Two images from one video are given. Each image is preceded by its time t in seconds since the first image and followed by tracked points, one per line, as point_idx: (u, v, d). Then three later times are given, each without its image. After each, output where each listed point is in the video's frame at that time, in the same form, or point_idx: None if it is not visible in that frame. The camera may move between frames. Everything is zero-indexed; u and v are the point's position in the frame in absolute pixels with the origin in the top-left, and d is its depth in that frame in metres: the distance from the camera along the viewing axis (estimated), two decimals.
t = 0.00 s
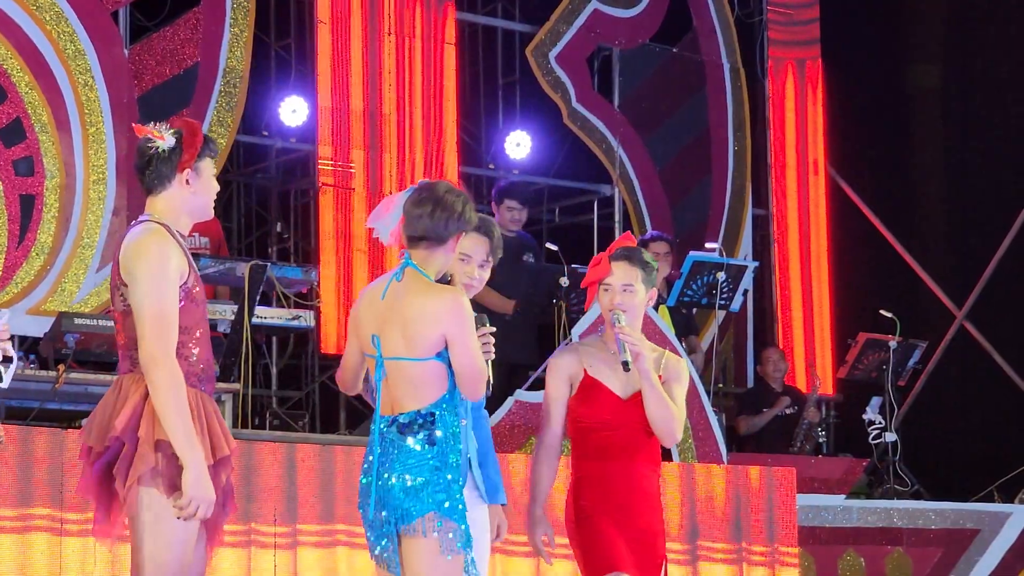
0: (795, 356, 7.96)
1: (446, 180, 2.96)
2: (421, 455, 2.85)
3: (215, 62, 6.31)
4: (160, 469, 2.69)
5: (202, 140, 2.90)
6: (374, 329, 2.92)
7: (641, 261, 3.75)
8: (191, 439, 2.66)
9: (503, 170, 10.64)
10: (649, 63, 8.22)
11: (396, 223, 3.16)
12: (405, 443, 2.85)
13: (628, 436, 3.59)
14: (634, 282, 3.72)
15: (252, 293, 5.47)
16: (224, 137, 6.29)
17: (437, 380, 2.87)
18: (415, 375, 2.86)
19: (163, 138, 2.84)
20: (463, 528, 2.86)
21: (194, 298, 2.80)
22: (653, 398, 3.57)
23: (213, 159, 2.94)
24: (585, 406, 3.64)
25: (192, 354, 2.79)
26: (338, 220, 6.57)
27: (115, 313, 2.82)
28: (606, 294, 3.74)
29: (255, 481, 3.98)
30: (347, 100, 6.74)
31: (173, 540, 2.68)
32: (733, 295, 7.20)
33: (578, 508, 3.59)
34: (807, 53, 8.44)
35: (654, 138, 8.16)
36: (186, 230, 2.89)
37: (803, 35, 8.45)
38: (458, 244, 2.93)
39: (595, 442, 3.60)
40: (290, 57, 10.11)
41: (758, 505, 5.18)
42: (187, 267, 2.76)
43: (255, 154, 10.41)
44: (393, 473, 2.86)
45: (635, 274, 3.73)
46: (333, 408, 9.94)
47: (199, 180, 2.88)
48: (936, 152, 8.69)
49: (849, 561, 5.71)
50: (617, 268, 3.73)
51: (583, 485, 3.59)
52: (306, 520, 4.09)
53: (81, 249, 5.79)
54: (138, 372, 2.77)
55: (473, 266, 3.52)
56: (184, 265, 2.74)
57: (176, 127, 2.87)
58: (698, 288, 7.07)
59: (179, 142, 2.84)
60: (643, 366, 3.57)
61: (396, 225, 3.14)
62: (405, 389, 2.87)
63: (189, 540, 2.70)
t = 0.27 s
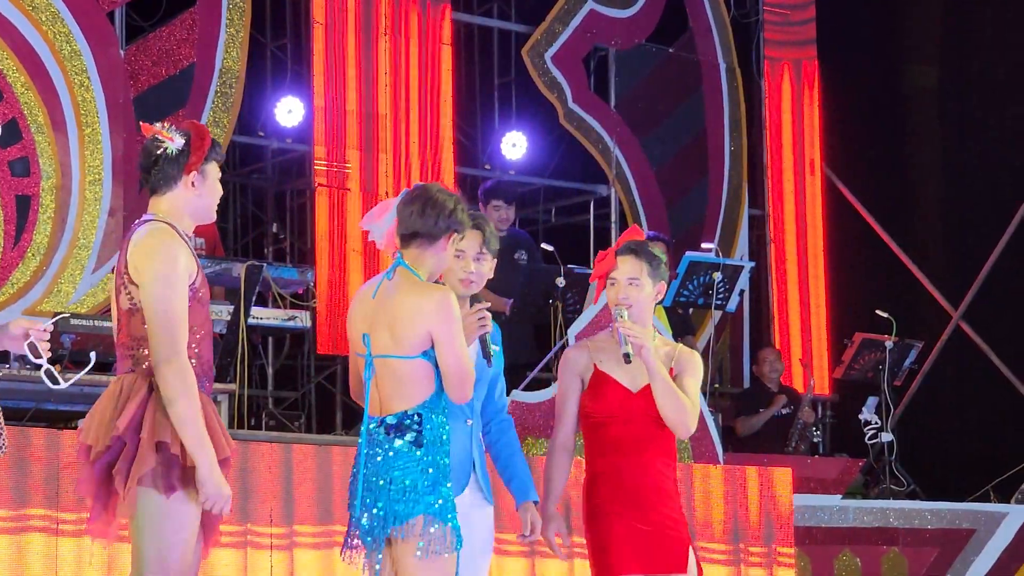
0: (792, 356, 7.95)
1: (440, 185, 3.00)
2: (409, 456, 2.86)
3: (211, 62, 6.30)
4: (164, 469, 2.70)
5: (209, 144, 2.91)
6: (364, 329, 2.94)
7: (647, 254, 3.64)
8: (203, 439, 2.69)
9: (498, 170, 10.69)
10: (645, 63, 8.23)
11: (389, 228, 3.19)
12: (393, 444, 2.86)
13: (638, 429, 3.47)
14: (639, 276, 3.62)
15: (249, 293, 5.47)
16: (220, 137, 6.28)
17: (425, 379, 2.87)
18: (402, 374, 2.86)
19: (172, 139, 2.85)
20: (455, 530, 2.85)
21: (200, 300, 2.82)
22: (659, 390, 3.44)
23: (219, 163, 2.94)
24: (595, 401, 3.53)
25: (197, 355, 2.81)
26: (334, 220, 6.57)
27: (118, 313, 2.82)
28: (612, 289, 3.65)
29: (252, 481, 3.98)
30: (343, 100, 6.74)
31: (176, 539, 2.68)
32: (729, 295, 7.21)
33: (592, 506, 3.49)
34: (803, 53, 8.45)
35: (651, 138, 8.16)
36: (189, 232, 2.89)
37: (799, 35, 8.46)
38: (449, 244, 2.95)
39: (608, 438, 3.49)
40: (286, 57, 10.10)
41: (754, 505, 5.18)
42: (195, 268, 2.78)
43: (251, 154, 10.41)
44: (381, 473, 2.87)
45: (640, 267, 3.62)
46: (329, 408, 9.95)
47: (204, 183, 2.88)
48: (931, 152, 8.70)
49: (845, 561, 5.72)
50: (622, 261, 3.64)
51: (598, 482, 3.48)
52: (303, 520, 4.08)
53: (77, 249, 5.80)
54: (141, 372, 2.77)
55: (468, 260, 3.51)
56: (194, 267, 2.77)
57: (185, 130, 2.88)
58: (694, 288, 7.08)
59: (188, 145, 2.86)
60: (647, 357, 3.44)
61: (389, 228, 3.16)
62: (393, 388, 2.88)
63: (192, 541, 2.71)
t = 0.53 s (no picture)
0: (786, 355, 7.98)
1: (432, 184, 3.01)
2: (405, 456, 2.85)
3: (205, 61, 6.30)
4: (162, 468, 2.69)
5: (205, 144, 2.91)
6: (357, 329, 2.94)
7: (650, 247, 3.62)
8: (207, 437, 2.70)
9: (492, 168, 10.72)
10: (640, 62, 8.23)
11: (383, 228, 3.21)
12: (387, 445, 2.85)
13: (643, 423, 3.49)
14: (639, 269, 3.61)
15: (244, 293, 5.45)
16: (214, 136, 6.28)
17: (418, 377, 2.87)
18: (394, 373, 2.86)
19: (168, 138, 2.84)
20: (450, 529, 2.87)
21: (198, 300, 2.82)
22: (661, 383, 3.45)
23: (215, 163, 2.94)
24: (603, 395, 3.57)
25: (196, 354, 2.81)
26: (327, 220, 6.58)
27: (115, 313, 2.82)
28: (614, 283, 3.65)
29: (246, 480, 3.97)
30: (337, 99, 6.73)
31: (177, 538, 2.68)
32: (723, 294, 7.21)
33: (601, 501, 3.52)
34: (797, 52, 8.45)
35: (645, 136, 8.16)
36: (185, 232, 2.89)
37: (794, 33, 8.46)
38: (439, 244, 2.95)
39: (614, 433, 3.53)
40: (280, 56, 10.08)
41: (749, 504, 5.18)
42: (194, 268, 2.78)
43: (245, 153, 10.40)
44: (377, 474, 2.86)
45: (641, 260, 3.61)
46: (323, 407, 9.94)
47: (200, 183, 2.88)
48: (925, 151, 8.71)
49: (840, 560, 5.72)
50: (623, 256, 3.63)
51: (605, 477, 3.52)
52: (298, 519, 4.08)
53: (71, 248, 5.79)
54: (140, 372, 2.77)
55: (470, 258, 3.53)
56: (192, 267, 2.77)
57: (180, 129, 2.88)
58: (688, 287, 7.09)
59: (184, 144, 2.85)
60: (645, 349, 3.44)
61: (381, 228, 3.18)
62: (385, 387, 2.88)
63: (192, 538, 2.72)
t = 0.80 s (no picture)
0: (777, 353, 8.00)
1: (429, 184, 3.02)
2: (398, 452, 2.85)
3: (197, 58, 6.27)
4: (152, 467, 2.69)
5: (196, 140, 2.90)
6: (346, 326, 2.95)
7: (654, 242, 3.61)
8: (197, 436, 2.69)
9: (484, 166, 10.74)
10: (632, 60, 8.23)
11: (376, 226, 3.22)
12: (379, 441, 2.85)
13: (647, 417, 3.49)
14: (641, 263, 3.60)
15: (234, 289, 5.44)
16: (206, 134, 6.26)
17: (405, 374, 2.87)
18: (382, 370, 2.87)
19: (160, 134, 2.84)
20: (441, 527, 2.87)
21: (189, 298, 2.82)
22: (659, 378, 3.44)
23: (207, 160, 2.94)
24: (609, 391, 3.57)
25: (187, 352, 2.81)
26: (319, 218, 6.56)
27: (107, 311, 2.82)
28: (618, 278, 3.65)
29: (238, 477, 3.97)
30: (329, 96, 6.73)
31: (166, 536, 2.68)
32: (715, 291, 7.22)
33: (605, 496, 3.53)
34: (789, 49, 8.46)
35: (637, 133, 8.16)
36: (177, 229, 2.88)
37: (785, 31, 8.47)
38: (429, 243, 2.95)
39: (619, 428, 3.53)
40: (271, 53, 10.07)
41: (741, 501, 5.20)
42: (184, 267, 2.77)
43: (237, 150, 10.39)
44: (370, 469, 2.86)
45: (644, 255, 3.60)
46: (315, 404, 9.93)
47: (191, 180, 2.87)
48: (917, 149, 8.73)
49: (832, 557, 5.74)
50: (626, 251, 3.63)
51: (609, 471, 3.53)
52: (290, 516, 4.08)
53: (63, 245, 5.78)
54: (130, 370, 2.77)
55: (468, 256, 3.52)
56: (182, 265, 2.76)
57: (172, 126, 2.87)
58: (680, 284, 7.10)
59: (175, 140, 2.85)
60: (643, 344, 3.43)
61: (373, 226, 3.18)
62: (373, 383, 2.88)
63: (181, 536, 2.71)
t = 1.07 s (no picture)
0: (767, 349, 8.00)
1: (430, 184, 3.01)
2: (381, 447, 2.86)
3: (188, 53, 6.26)
4: (140, 463, 2.68)
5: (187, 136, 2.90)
6: (330, 320, 2.96)
7: (652, 239, 3.63)
8: (181, 431, 2.68)
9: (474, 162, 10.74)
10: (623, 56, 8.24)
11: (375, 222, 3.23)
12: (360, 436, 2.86)
13: (641, 413, 3.49)
14: (638, 260, 3.62)
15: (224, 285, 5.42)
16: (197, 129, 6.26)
17: (384, 368, 2.86)
18: (362, 364, 2.87)
19: (151, 129, 2.84)
20: (425, 518, 2.88)
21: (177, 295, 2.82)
22: (651, 374, 3.45)
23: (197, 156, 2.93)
24: (606, 389, 3.58)
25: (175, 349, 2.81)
26: (309, 213, 6.55)
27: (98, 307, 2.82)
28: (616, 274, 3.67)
29: (226, 472, 3.97)
30: (319, 91, 6.72)
31: (152, 532, 2.67)
32: (705, 288, 7.25)
33: (606, 492, 3.53)
34: (780, 47, 8.48)
35: (628, 130, 8.17)
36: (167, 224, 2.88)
37: (776, 29, 8.49)
38: (421, 243, 2.94)
39: (616, 425, 3.54)
40: (263, 48, 10.05)
41: (731, 498, 5.21)
42: (173, 262, 2.77)
43: (228, 145, 10.36)
44: (354, 464, 2.88)
45: (641, 251, 3.62)
46: (304, 401, 9.92)
47: (182, 175, 2.87)
48: (906, 146, 8.76)
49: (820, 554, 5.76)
50: (623, 248, 3.64)
51: (609, 469, 3.53)
52: (278, 512, 4.08)
53: (53, 240, 5.76)
54: (120, 366, 2.77)
55: (458, 251, 3.51)
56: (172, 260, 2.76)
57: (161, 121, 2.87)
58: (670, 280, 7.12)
59: (166, 135, 2.84)
60: (636, 341, 3.47)
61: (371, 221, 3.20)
62: (354, 379, 2.89)
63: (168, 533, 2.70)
